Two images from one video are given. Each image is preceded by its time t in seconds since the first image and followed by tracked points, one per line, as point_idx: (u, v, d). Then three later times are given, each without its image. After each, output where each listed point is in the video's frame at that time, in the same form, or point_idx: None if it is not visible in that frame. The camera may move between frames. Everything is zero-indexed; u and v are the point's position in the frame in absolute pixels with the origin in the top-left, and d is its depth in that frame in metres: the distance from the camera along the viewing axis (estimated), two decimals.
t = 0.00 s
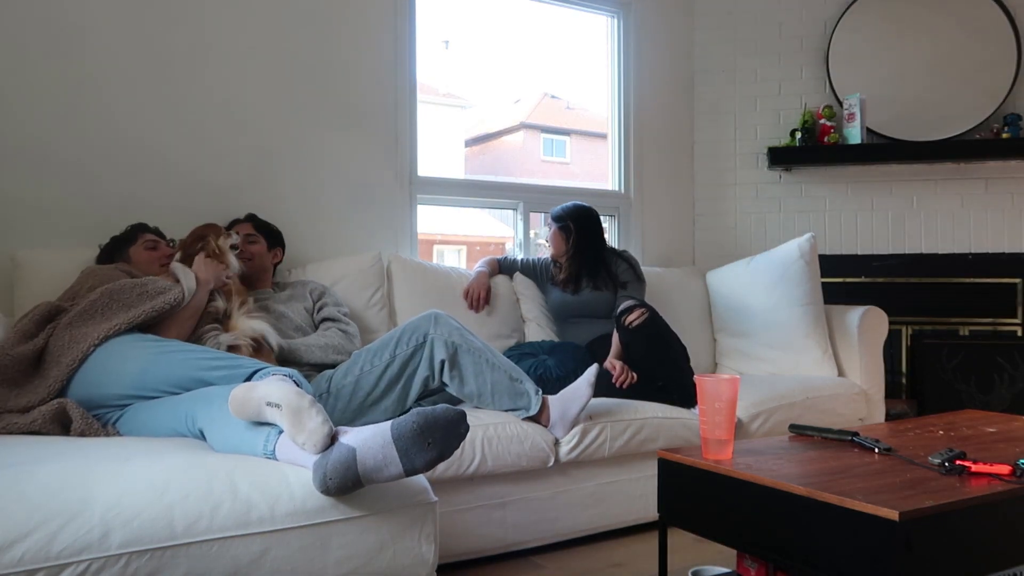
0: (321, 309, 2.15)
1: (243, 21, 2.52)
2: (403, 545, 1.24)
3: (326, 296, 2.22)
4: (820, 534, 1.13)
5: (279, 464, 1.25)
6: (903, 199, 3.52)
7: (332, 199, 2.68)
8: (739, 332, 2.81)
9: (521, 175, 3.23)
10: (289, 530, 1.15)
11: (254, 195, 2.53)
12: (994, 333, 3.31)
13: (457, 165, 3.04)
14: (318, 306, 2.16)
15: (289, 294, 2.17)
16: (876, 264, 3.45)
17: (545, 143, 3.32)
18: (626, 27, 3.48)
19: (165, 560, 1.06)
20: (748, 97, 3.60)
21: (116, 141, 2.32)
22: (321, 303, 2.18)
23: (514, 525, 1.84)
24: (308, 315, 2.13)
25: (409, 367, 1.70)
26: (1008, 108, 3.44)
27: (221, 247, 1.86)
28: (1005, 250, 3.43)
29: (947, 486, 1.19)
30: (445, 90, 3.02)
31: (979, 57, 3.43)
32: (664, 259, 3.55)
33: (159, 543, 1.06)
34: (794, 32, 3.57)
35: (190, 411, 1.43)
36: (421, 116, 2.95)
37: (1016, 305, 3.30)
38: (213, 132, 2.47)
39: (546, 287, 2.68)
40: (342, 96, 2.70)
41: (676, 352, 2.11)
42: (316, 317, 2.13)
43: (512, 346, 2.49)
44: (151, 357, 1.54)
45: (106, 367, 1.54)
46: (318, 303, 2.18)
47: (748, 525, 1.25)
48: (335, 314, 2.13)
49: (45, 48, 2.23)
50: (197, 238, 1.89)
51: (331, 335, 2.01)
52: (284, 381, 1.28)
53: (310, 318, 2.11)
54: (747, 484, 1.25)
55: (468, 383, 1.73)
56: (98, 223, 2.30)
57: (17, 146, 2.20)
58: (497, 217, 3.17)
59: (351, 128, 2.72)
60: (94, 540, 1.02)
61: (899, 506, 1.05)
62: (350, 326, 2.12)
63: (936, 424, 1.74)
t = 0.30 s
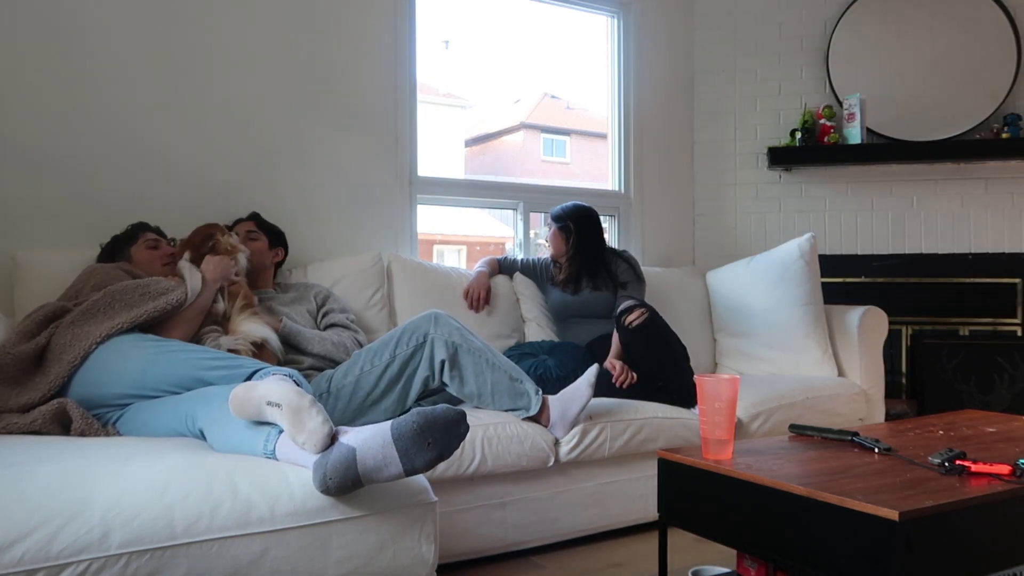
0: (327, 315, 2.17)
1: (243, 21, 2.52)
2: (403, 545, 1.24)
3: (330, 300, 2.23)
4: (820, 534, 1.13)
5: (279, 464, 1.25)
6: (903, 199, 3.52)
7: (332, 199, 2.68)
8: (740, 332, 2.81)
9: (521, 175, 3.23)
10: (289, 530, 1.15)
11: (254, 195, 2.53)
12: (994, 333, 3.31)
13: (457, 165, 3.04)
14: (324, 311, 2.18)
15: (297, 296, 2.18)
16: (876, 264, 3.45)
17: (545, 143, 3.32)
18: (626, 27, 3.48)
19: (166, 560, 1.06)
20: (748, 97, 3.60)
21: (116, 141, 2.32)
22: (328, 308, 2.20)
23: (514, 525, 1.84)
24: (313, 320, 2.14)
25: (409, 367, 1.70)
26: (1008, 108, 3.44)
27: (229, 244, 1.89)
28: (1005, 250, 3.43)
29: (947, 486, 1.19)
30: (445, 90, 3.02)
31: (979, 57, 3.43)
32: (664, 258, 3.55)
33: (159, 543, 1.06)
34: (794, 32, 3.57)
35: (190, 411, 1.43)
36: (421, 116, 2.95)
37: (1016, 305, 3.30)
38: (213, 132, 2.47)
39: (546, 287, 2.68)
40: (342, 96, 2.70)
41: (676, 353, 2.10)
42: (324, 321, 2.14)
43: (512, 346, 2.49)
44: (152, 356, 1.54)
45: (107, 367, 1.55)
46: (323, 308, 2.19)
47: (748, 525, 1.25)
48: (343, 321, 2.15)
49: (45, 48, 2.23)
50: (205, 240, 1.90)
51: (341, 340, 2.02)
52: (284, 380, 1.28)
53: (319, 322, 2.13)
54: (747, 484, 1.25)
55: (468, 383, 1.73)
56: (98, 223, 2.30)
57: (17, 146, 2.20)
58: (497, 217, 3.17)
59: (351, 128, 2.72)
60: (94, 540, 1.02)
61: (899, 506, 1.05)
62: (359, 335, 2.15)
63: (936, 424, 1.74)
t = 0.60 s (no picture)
0: (326, 315, 2.17)
1: (243, 21, 2.52)
2: (403, 545, 1.24)
3: (329, 300, 2.23)
4: (820, 534, 1.13)
5: (278, 464, 1.25)
6: (903, 199, 3.52)
7: (332, 199, 2.68)
8: (740, 332, 2.81)
9: (521, 175, 3.23)
10: (289, 530, 1.15)
11: (254, 195, 2.53)
12: (994, 333, 3.31)
13: (457, 166, 3.04)
14: (324, 310, 2.18)
15: (296, 296, 2.18)
16: (876, 264, 3.45)
17: (545, 143, 3.32)
18: (626, 27, 3.48)
19: (165, 561, 1.06)
20: (748, 97, 3.60)
21: (116, 140, 2.32)
22: (326, 308, 2.20)
23: (514, 525, 1.84)
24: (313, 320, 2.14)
25: (409, 367, 1.70)
26: (1007, 108, 3.44)
27: (229, 244, 1.87)
28: (1005, 250, 3.43)
29: (947, 486, 1.19)
30: (445, 90, 3.02)
31: (979, 57, 3.43)
32: (664, 258, 3.55)
33: (158, 544, 1.06)
34: (794, 32, 3.57)
35: (193, 411, 1.43)
36: (421, 116, 2.95)
37: (1016, 305, 3.30)
38: (213, 132, 2.47)
39: (545, 287, 2.68)
40: (342, 96, 2.70)
41: (676, 353, 2.11)
42: (322, 321, 2.14)
43: (512, 346, 2.49)
44: (159, 355, 1.54)
45: (115, 365, 1.55)
46: (321, 308, 2.19)
47: (747, 526, 1.25)
48: (342, 320, 2.15)
49: (45, 48, 2.23)
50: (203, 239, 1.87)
51: (341, 340, 2.03)
52: (283, 380, 1.28)
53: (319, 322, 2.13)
54: (748, 484, 1.25)
55: (467, 383, 1.73)
56: (98, 223, 2.30)
57: (17, 146, 2.20)
58: (497, 217, 3.17)
59: (352, 129, 2.72)
60: (94, 540, 1.02)
61: (898, 506, 1.05)
62: (357, 335, 2.15)
63: (936, 424, 1.74)
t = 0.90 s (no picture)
0: (327, 314, 2.17)
1: (244, 21, 2.52)
2: (403, 545, 1.24)
3: (330, 300, 2.23)
4: (820, 534, 1.13)
5: (277, 464, 1.24)
6: (903, 199, 3.52)
7: (332, 199, 2.68)
8: (740, 332, 2.81)
9: (521, 175, 3.23)
10: (289, 529, 1.15)
11: (254, 195, 2.53)
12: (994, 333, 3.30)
13: (457, 166, 3.04)
14: (324, 310, 2.18)
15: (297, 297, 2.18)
16: (876, 264, 3.45)
17: (545, 143, 3.33)
18: (626, 27, 3.48)
19: (165, 560, 1.06)
20: (748, 97, 3.60)
21: (116, 140, 2.32)
22: (327, 309, 2.19)
23: (514, 525, 1.84)
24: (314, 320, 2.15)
25: (410, 367, 1.70)
26: (1008, 109, 3.44)
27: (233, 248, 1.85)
28: (1005, 250, 3.43)
29: (947, 486, 1.18)
30: (445, 90, 3.02)
31: (979, 57, 3.43)
32: (664, 258, 3.55)
33: (158, 544, 1.05)
34: (794, 32, 3.57)
35: (193, 410, 1.43)
36: (421, 117, 2.95)
37: (1016, 305, 3.30)
38: (213, 132, 2.47)
39: (545, 287, 2.68)
40: (342, 96, 2.70)
41: (676, 353, 2.09)
42: (323, 322, 2.14)
43: (512, 346, 2.49)
44: (163, 355, 1.54)
45: (118, 364, 1.55)
46: (322, 308, 2.19)
47: (747, 525, 1.25)
48: (342, 319, 2.15)
49: (45, 47, 2.23)
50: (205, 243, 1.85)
51: (340, 339, 2.03)
52: (283, 380, 1.28)
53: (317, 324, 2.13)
54: (748, 484, 1.25)
55: (468, 384, 1.72)
56: (98, 223, 2.30)
57: (17, 145, 2.20)
58: (497, 217, 3.17)
59: (351, 128, 2.72)
60: (94, 540, 1.02)
61: (899, 506, 1.05)
62: (358, 334, 2.14)
63: (936, 424, 1.74)
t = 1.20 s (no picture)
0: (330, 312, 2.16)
1: (244, 21, 2.52)
2: (403, 545, 1.24)
3: (333, 298, 2.23)
4: (821, 534, 1.13)
5: (277, 464, 1.25)
6: (903, 199, 3.52)
7: (332, 199, 2.68)
8: (740, 332, 2.81)
9: (521, 175, 3.23)
10: (289, 529, 1.15)
11: (254, 195, 2.53)
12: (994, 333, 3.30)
13: (457, 166, 3.04)
14: (328, 308, 2.18)
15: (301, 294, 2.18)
16: (877, 264, 3.44)
17: (545, 143, 3.33)
18: (626, 27, 3.48)
19: (165, 560, 1.06)
20: (748, 97, 3.60)
21: (116, 140, 2.32)
22: (329, 305, 2.19)
23: (514, 525, 1.84)
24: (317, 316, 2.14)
25: (408, 366, 1.70)
26: (1007, 109, 3.44)
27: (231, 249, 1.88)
28: (1005, 250, 3.43)
29: (947, 486, 1.18)
30: (445, 90, 3.02)
31: (979, 57, 3.43)
32: (664, 258, 3.55)
33: (158, 544, 1.05)
34: (795, 32, 3.57)
35: (193, 410, 1.42)
36: (421, 116, 2.95)
37: (1016, 305, 3.30)
38: (213, 132, 2.47)
39: (545, 287, 2.68)
40: (343, 96, 2.70)
41: (676, 353, 2.09)
42: (325, 317, 2.14)
43: (512, 346, 2.49)
44: (162, 354, 1.54)
45: (117, 363, 1.55)
46: (324, 305, 2.19)
47: (747, 525, 1.25)
48: (343, 315, 2.15)
49: (45, 47, 2.23)
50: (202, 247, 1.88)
51: (343, 332, 2.04)
52: (285, 380, 1.29)
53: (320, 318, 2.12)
54: (748, 484, 1.25)
55: (468, 381, 1.71)
56: (98, 223, 2.30)
57: (17, 145, 2.20)
58: (497, 217, 3.17)
59: (351, 128, 2.72)
60: (94, 540, 1.02)
61: (899, 506, 1.05)
62: (358, 326, 2.15)
63: (936, 424, 1.74)
